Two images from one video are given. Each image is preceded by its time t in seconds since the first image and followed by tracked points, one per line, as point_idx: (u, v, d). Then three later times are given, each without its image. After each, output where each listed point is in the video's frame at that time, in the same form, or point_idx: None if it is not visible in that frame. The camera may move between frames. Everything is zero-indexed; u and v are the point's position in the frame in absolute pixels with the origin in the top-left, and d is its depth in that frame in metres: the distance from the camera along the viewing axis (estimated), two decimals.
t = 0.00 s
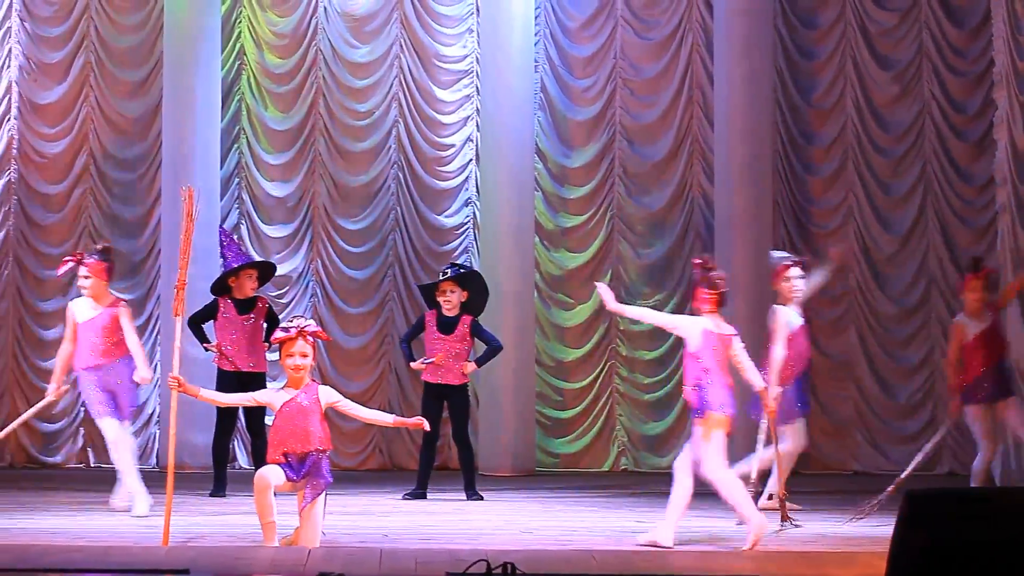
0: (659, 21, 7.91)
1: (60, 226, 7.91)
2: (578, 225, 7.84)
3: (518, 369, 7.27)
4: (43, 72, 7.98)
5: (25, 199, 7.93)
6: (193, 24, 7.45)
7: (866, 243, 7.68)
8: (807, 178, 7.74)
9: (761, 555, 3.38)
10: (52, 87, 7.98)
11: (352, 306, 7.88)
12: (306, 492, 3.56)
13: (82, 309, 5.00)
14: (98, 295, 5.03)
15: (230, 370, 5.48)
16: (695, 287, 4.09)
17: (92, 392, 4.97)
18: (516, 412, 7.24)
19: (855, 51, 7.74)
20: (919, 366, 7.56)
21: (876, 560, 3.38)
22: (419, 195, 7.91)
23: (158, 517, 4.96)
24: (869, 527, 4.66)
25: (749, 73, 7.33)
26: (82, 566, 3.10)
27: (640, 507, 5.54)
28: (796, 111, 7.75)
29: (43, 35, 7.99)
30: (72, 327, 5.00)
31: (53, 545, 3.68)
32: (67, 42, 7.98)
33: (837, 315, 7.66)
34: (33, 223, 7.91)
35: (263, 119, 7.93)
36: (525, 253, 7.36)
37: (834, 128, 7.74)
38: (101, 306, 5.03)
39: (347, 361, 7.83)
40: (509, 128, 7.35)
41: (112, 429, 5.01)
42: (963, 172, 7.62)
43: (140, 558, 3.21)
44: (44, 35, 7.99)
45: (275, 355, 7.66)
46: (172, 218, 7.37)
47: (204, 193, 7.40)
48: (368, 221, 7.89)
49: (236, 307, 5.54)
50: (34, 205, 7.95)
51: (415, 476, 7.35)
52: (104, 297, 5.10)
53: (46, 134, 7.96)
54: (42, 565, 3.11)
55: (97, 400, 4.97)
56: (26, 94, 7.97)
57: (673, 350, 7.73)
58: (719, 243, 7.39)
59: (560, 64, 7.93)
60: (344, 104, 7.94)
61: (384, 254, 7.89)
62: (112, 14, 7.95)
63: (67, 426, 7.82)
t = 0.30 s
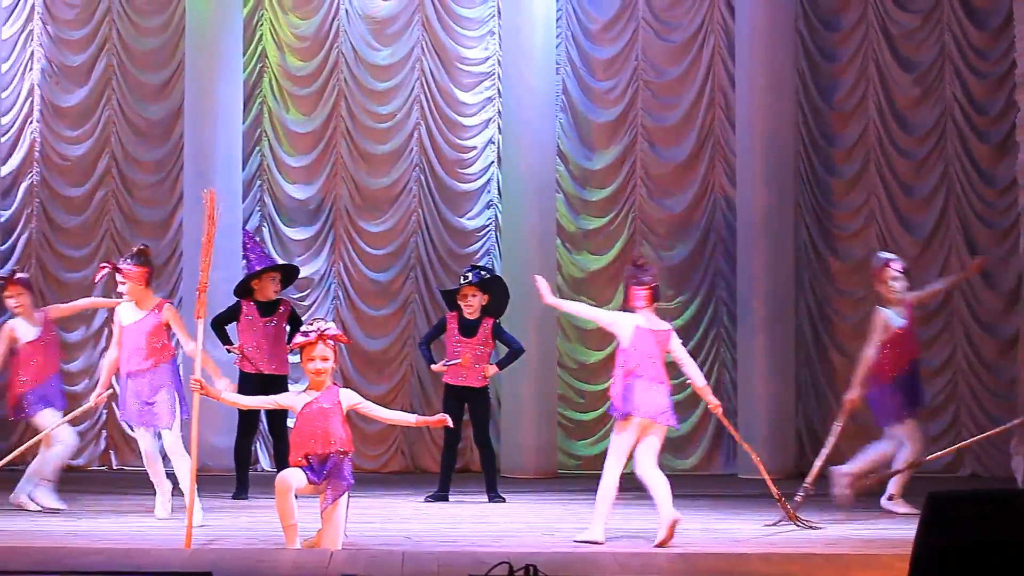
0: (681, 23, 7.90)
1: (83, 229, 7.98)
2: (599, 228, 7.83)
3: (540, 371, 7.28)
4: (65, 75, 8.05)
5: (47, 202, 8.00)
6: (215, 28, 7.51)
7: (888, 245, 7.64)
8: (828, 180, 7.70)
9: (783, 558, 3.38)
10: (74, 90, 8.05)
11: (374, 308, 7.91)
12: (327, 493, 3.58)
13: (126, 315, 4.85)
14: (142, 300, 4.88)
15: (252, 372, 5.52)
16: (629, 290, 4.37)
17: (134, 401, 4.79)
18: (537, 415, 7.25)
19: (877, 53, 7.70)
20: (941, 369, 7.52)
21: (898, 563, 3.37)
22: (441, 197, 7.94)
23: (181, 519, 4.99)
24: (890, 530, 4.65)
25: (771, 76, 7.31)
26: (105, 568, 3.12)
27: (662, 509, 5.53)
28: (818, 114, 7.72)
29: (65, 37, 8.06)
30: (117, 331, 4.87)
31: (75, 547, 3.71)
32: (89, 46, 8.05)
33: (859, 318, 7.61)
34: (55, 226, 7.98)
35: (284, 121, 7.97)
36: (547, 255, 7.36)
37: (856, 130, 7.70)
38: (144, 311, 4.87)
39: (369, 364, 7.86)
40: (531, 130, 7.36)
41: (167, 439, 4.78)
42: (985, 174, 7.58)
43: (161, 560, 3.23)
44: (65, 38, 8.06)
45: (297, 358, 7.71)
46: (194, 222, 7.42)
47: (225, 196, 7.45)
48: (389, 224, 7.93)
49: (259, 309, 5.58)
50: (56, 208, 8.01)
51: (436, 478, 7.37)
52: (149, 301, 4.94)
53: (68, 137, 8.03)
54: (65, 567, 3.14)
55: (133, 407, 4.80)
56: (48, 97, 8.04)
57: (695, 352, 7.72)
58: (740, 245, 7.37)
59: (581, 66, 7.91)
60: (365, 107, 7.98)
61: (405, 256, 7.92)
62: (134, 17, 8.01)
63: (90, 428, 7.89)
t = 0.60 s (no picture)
0: (703, 26, 7.90)
1: (104, 231, 8.05)
2: (619, 230, 7.83)
3: (562, 373, 7.29)
4: (86, 78, 8.13)
5: (69, 205, 8.08)
6: (237, 32, 7.55)
7: (910, 247, 7.60)
8: (850, 182, 7.66)
9: (806, 559, 3.37)
10: (96, 93, 8.13)
11: (395, 310, 7.94)
12: (349, 496, 3.60)
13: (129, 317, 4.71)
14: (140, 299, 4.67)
15: (274, 375, 5.55)
16: (602, 288, 4.37)
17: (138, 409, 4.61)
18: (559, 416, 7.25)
19: (899, 55, 7.66)
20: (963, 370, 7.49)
21: (922, 564, 3.37)
22: (462, 199, 7.97)
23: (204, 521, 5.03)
24: (912, 532, 4.64)
25: (793, 78, 7.29)
26: (128, 570, 3.15)
27: (683, 511, 5.54)
28: (839, 115, 7.69)
29: (87, 40, 8.14)
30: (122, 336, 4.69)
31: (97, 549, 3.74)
32: (110, 48, 8.12)
33: (881, 319, 7.58)
34: (77, 228, 8.05)
35: (306, 124, 8.00)
36: (568, 257, 7.37)
37: (877, 132, 7.66)
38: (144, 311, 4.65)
39: (390, 366, 7.89)
40: (553, 132, 7.38)
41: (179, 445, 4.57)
42: (1005, 174, 7.60)
43: (183, 563, 3.25)
44: (87, 40, 8.14)
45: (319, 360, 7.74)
46: (216, 224, 7.47)
47: (248, 198, 7.50)
48: (411, 226, 7.96)
49: (281, 311, 5.61)
50: (78, 211, 8.09)
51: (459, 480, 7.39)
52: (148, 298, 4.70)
53: (90, 139, 8.11)
54: (87, 570, 3.16)
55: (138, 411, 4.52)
56: (70, 100, 8.13)
57: (716, 354, 7.72)
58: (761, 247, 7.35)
59: (603, 68, 7.91)
60: (386, 109, 8.02)
61: (426, 258, 7.95)
62: (155, 20, 8.07)
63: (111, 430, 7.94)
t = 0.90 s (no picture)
0: (725, 27, 7.89)
1: (127, 232, 8.11)
2: (642, 231, 7.83)
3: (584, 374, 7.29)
4: (110, 79, 8.21)
5: (92, 207, 8.14)
6: (261, 35, 7.61)
7: (933, 247, 7.56)
8: (873, 182, 7.62)
9: (829, 560, 3.36)
10: (119, 94, 8.21)
11: (417, 312, 7.97)
12: (374, 497, 3.63)
13: (136, 329, 4.50)
14: (140, 308, 4.52)
15: (297, 376, 5.59)
16: (610, 290, 4.40)
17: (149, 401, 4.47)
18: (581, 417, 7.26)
19: (922, 56, 7.63)
20: (986, 370, 7.46)
21: (945, 565, 3.36)
22: (485, 201, 7.99)
23: (228, 522, 5.07)
24: (938, 532, 4.61)
25: (816, 79, 7.27)
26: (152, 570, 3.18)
27: (707, 512, 5.53)
28: (862, 117, 7.66)
29: (110, 42, 8.22)
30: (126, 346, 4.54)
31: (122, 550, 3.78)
32: (134, 50, 8.20)
33: (903, 320, 7.54)
34: (100, 229, 8.12)
35: (329, 125, 8.04)
36: (590, 258, 7.37)
37: (900, 133, 7.63)
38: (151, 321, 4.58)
39: (413, 367, 7.92)
40: (575, 133, 7.39)
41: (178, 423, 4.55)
42: None
43: (207, 564, 3.28)
44: (110, 42, 8.22)
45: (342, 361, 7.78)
46: (240, 225, 7.53)
47: (271, 200, 7.56)
48: (433, 227, 7.98)
49: (304, 312, 5.65)
50: (101, 212, 8.16)
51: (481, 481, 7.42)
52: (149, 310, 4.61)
53: (114, 141, 8.18)
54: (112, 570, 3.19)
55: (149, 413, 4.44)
56: (94, 101, 8.21)
57: (738, 355, 7.70)
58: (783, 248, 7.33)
59: (625, 69, 7.92)
60: (409, 110, 8.05)
61: (449, 259, 7.97)
62: (179, 22, 8.16)
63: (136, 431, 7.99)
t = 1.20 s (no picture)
0: (746, 27, 7.87)
1: (149, 233, 8.18)
2: (664, 232, 7.80)
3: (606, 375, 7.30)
4: (131, 80, 8.27)
5: (114, 208, 8.21)
6: (283, 38, 7.65)
7: (954, 248, 7.53)
8: (895, 183, 7.58)
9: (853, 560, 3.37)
10: (141, 95, 8.27)
11: (439, 312, 7.99)
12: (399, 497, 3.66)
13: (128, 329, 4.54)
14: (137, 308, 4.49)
15: (319, 376, 5.62)
16: (660, 294, 4.69)
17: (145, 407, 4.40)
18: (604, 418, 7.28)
19: (943, 56, 7.60)
20: (1008, 371, 7.44)
21: (969, 565, 3.36)
22: (506, 201, 8.01)
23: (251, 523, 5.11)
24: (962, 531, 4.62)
25: (837, 79, 7.24)
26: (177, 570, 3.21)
27: (728, 513, 5.54)
28: (884, 117, 7.61)
29: (131, 42, 8.27)
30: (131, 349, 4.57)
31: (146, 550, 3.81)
32: (155, 51, 8.26)
33: (925, 321, 7.50)
34: (122, 230, 8.19)
35: (350, 125, 8.07)
36: (611, 258, 7.38)
37: (922, 133, 7.58)
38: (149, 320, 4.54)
39: (434, 367, 7.94)
40: (596, 134, 7.40)
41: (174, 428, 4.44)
42: None
43: (232, 564, 3.31)
44: (131, 43, 8.27)
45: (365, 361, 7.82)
46: (263, 226, 7.59)
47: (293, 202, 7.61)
48: (455, 227, 8.02)
49: (326, 313, 5.69)
50: (123, 213, 8.22)
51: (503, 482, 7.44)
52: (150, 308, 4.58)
53: (135, 142, 8.24)
54: (136, 570, 3.23)
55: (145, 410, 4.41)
56: (115, 102, 8.26)
57: (759, 356, 7.68)
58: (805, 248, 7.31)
59: (646, 70, 7.90)
60: (430, 111, 8.07)
61: (470, 260, 8.01)
62: (199, 23, 8.22)
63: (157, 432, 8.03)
